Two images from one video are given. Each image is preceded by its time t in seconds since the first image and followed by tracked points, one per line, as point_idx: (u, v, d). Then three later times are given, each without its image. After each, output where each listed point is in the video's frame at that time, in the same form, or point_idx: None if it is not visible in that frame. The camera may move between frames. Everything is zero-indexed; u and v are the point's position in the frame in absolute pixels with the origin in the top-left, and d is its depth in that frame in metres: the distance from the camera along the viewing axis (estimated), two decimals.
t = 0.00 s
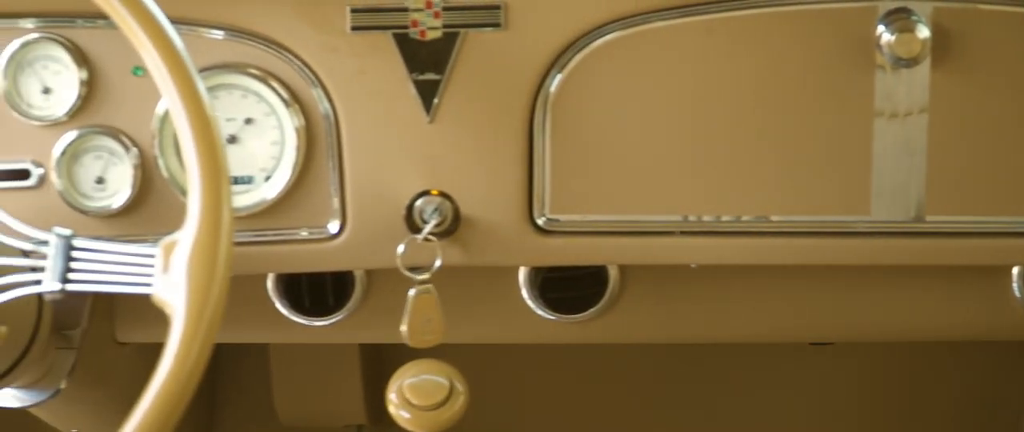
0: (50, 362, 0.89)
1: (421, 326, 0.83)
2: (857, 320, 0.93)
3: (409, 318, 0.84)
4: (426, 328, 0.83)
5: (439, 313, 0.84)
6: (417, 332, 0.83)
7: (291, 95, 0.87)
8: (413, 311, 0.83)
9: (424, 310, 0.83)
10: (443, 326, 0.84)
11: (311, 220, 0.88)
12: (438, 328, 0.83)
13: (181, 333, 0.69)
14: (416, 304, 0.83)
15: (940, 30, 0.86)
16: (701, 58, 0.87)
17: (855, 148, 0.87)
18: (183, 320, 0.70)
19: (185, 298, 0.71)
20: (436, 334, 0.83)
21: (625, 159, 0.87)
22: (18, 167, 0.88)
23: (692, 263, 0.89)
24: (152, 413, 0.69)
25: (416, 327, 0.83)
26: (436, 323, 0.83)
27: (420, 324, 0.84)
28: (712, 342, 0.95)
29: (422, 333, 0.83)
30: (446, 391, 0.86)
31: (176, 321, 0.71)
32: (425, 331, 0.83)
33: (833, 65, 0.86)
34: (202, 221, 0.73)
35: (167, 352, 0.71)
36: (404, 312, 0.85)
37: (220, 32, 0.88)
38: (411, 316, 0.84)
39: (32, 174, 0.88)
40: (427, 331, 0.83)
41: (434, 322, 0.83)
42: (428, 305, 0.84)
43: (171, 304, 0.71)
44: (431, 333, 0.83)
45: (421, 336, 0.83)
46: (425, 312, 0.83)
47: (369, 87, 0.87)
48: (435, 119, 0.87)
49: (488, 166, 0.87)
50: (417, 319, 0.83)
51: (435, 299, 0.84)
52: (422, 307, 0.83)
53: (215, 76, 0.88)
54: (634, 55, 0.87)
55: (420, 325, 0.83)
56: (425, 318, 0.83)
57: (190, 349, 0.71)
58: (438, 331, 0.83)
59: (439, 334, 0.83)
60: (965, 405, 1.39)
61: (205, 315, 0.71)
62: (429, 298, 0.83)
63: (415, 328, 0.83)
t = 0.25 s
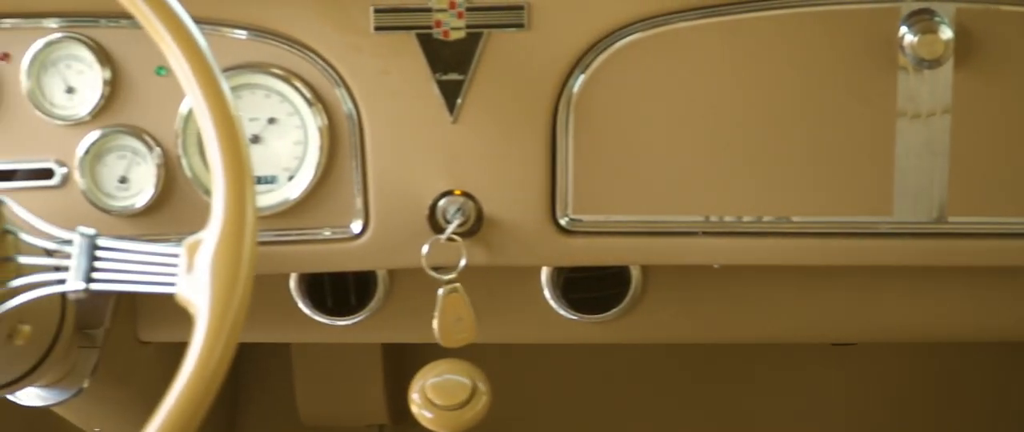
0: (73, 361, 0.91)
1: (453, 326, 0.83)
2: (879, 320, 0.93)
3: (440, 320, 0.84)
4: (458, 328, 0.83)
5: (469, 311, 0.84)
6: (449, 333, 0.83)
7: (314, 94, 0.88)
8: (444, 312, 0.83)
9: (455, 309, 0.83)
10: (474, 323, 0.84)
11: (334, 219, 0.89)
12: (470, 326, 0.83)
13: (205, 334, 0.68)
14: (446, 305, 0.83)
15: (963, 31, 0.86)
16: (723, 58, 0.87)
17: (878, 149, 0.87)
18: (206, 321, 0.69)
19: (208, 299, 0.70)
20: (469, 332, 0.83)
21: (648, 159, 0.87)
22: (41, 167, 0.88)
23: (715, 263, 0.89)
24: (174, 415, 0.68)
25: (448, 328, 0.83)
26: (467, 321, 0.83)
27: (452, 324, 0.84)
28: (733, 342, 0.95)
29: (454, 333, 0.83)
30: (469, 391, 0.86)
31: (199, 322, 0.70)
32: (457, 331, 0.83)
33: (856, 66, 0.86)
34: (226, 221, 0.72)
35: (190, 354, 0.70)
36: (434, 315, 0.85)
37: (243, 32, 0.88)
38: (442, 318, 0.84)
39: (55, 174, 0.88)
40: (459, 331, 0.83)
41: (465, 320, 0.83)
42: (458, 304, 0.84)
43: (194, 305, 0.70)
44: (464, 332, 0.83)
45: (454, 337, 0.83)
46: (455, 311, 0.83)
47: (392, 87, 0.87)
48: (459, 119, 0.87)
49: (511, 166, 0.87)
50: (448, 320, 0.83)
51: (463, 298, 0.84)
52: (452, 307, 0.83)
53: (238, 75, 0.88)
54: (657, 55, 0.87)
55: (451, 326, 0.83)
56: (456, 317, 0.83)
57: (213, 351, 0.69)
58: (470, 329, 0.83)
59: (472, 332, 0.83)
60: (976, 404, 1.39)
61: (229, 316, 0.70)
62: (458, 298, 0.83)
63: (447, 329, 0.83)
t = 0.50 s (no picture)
0: (96, 360, 0.91)
1: (464, 325, 0.82)
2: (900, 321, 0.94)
3: (452, 317, 0.83)
4: (469, 328, 0.82)
5: (483, 311, 0.83)
6: (460, 332, 0.82)
7: (337, 94, 0.88)
8: (456, 310, 0.82)
9: (468, 309, 0.82)
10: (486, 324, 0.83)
11: (356, 219, 0.89)
12: (481, 327, 0.82)
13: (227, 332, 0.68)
14: (459, 304, 0.82)
15: (985, 31, 0.86)
16: (745, 59, 0.87)
17: (900, 149, 0.87)
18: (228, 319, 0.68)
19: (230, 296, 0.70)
20: (479, 333, 0.82)
21: (670, 160, 0.87)
22: (63, 166, 0.89)
23: (737, 263, 0.90)
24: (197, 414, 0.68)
25: (459, 327, 0.82)
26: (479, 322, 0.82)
27: (464, 322, 0.83)
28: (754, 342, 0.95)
29: (465, 332, 0.82)
30: (491, 391, 0.86)
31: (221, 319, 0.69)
32: (469, 331, 0.83)
33: (878, 67, 0.86)
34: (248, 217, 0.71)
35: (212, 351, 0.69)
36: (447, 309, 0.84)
37: (265, 32, 0.88)
38: (454, 315, 0.83)
39: (78, 173, 0.89)
40: (471, 330, 0.83)
41: (477, 322, 0.82)
42: (471, 303, 0.83)
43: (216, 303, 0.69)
44: (475, 332, 0.83)
45: (464, 337, 0.82)
46: (468, 311, 0.82)
47: (414, 86, 0.87)
48: (481, 119, 0.87)
49: (533, 166, 0.87)
50: (460, 318, 0.83)
51: (478, 297, 0.83)
52: (465, 306, 0.82)
53: (261, 75, 0.88)
54: (679, 56, 0.87)
55: (463, 324, 0.83)
56: (468, 317, 0.82)
57: (236, 349, 0.69)
58: (481, 330, 0.82)
59: (483, 333, 0.83)
60: (987, 403, 1.40)
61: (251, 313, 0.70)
62: (471, 298, 0.82)
63: (458, 328, 0.82)
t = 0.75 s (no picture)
0: (117, 360, 0.92)
1: (473, 323, 0.82)
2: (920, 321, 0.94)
3: (462, 314, 0.82)
4: (478, 327, 0.82)
5: (494, 312, 0.82)
6: (469, 329, 0.82)
7: (358, 94, 0.88)
8: (467, 308, 0.82)
9: (479, 308, 0.82)
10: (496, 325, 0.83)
11: (378, 219, 0.89)
12: (490, 328, 0.82)
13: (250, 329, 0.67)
14: (470, 302, 0.82)
15: (1006, 32, 0.86)
16: (766, 59, 0.87)
17: (921, 150, 0.87)
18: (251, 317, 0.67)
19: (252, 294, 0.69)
20: (487, 334, 0.82)
21: (691, 160, 0.87)
22: (85, 165, 0.89)
23: (757, 264, 0.90)
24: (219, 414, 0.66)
25: (468, 324, 0.82)
26: (488, 323, 0.81)
27: (474, 320, 0.82)
28: (774, 342, 0.95)
29: (474, 331, 0.82)
30: (512, 390, 0.87)
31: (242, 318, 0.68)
32: (477, 329, 0.82)
33: (899, 67, 0.86)
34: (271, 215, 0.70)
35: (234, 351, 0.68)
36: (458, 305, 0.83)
37: (287, 32, 0.88)
38: (464, 311, 0.82)
39: (100, 172, 0.89)
40: (479, 329, 0.82)
41: (487, 322, 0.81)
42: (483, 303, 0.82)
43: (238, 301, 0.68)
44: (482, 332, 0.82)
45: (472, 335, 0.81)
46: (479, 311, 0.81)
47: (436, 86, 0.87)
48: (502, 119, 0.87)
49: (555, 166, 0.87)
50: (470, 316, 0.82)
51: (491, 297, 0.82)
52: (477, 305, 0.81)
53: (283, 75, 0.88)
54: (701, 56, 0.87)
55: (472, 322, 0.82)
56: (479, 316, 0.82)
57: (258, 347, 0.68)
58: (490, 331, 0.82)
59: (491, 334, 0.82)
60: (1003, 404, 1.39)
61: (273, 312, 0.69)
62: (483, 297, 0.81)
63: (467, 325, 0.82)
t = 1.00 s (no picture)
0: (137, 360, 0.92)
1: (498, 324, 0.82)
2: (940, 322, 0.94)
3: (486, 316, 0.83)
4: (503, 328, 0.82)
5: (517, 314, 0.83)
6: (493, 331, 0.82)
7: (378, 94, 0.88)
8: (491, 309, 0.82)
9: (503, 309, 0.83)
10: (520, 327, 0.83)
11: (397, 219, 0.89)
12: (515, 329, 0.83)
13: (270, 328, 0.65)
14: (494, 303, 0.82)
15: None
16: (785, 60, 0.87)
17: (941, 151, 0.87)
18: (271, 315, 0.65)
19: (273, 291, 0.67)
20: (512, 335, 0.82)
21: (711, 161, 0.87)
22: (105, 165, 0.89)
23: (777, 265, 0.90)
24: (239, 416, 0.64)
25: (492, 325, 0.82)
26: (513, 323, 0.82)
27: (497, 323, 0.83)
28: (793, 343, 0.96)
29: (499, 331, 0.82)
30: (532, 391, 0.87)
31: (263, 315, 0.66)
32: (502, 331, 0.83)
33: (919, 68, 0.86)
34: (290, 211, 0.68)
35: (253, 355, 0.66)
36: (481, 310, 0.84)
37: (306, 32, 0.88)
38: (487, 314, 0.83)
39: (120, 172, 0.89)
40: (503, 330, 0.83)
41: (511, 322, 0.82)
42: (507, 305, 0.83)
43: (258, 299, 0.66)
44: (507, 333, 0.83)
45: (497, 335, 0.82)
46: (503, 311, 0.82)
47: (455, 87, 0.87)
48: (522, 120, 0.87)
49: (575, 166, 0.87)
50: (494, 318, 0.83)
51: (514, 299, 0.83)
52: (501, 306, 0.82)
53: (303, 75, 0.89)
54: (720, 57, 0.87)
55: (496, 324, 0.83)
56: (503, 317, 0.83)
57: (278, 352, 0.65)
58: (515, 332, 0.83)
59: (516, 335, 0.83)
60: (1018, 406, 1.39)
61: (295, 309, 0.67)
62: (508, 298, 0.82)
63: (491, 327, 0.82)
